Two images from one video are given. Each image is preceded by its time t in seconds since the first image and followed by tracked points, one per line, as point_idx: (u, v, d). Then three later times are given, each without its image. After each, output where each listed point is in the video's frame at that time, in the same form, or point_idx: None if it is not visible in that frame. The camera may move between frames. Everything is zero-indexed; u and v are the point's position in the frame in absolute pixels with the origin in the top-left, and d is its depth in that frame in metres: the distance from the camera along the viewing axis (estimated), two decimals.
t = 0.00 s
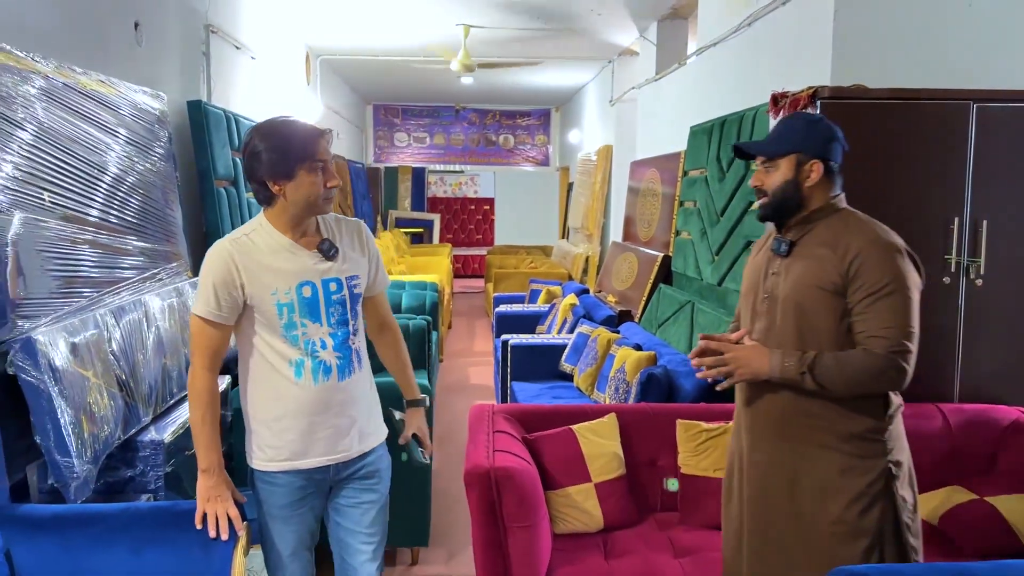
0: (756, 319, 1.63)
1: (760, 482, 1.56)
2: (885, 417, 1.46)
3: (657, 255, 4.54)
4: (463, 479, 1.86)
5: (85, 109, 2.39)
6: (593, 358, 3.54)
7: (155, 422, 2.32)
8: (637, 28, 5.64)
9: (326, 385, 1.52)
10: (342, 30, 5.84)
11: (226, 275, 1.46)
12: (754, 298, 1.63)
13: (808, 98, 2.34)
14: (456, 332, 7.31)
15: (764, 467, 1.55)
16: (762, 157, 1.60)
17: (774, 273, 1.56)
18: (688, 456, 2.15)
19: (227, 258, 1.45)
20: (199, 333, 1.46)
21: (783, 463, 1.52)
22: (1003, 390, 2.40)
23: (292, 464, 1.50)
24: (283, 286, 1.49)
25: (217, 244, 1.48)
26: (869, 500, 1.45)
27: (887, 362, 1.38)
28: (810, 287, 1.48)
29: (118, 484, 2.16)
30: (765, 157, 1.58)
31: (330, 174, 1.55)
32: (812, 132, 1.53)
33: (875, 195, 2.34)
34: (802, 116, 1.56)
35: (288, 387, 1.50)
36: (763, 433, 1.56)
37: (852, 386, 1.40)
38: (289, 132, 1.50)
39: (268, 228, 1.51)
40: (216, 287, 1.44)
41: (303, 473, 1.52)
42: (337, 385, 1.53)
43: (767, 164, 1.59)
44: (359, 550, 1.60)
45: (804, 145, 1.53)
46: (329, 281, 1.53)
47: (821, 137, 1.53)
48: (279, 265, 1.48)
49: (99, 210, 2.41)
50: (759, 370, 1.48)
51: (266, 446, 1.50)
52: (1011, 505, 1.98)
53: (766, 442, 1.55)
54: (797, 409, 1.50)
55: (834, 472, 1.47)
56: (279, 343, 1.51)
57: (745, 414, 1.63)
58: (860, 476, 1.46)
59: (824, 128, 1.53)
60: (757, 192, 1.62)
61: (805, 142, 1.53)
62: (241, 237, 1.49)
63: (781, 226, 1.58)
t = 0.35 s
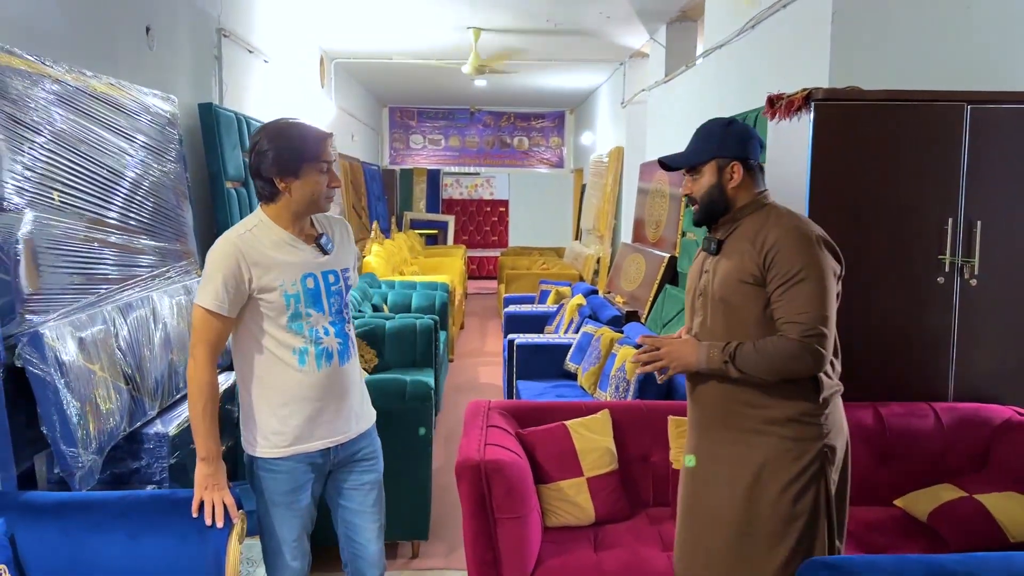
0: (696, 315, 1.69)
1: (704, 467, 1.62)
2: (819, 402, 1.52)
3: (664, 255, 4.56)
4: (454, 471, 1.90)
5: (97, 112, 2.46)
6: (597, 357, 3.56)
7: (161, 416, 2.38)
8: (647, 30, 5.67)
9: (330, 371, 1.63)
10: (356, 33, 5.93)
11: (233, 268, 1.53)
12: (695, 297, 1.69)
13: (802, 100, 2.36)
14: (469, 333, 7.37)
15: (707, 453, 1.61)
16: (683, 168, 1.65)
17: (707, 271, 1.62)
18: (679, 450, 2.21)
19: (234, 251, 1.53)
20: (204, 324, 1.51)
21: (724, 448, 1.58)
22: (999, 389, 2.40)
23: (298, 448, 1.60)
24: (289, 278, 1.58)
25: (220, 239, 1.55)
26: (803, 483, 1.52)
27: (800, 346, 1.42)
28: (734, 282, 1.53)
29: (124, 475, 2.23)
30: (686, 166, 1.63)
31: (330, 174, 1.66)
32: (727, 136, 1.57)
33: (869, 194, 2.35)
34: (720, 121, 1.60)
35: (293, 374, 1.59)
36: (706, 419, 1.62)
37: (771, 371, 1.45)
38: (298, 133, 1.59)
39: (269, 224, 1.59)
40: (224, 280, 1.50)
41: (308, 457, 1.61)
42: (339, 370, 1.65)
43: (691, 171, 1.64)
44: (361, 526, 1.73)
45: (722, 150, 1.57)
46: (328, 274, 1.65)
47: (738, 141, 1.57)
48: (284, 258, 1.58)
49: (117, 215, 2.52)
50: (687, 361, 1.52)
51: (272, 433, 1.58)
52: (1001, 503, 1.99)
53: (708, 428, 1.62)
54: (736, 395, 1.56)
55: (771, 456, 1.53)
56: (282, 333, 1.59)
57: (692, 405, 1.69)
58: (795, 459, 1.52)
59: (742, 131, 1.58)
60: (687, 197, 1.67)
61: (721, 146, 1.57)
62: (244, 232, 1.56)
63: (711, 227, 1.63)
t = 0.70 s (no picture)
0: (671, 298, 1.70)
1: (671, 445, 1.66)
2: (782, 384, 1.55)
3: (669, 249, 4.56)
4: (448, 455, 1.93)
5: (103, 106, 2.52)
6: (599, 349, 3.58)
7: (165, 403, 2.43)
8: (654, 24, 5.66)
9: (335, 352, 1.66)
10: (364, 29, 5.97)
11: (246, 248, 1.56)
12: (671, 279, 1.70)
13: (799, 91, 2.36)
14: (478, 328, 7.40)
15: (674, 431, 1.65)
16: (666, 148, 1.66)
17: (683, 254, 1.63)
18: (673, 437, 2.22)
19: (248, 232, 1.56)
20: (217, 302, 1.53)
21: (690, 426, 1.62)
22: (996, 379, 2.40)
23: (302, 428, 1.63)
24: (300, 260, 1.62)
25: (236, 221, 1.58)
26: (764, 463, 1.55)
27: (763, 327, 1.43)
28: (703, 264, 1.55)
29: (128, 461, 2.27)
30: (666, 148, 1.64)
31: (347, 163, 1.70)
32: (708, 123, 1.58)
33: (866, 183, 2.35)
34: (702, 106, 1.61)
35: (300, 354, 1.62)
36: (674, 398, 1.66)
37: (734, 351, 1.46)
38: (320, 122, 1.63)
39: (282, 207, 1.63)
40: (238, 259, 1.54)
41: (313, 437, 1.65)
42: (344, 351, 1.68)
43: (671, 156, 1.65)
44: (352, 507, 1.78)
45: (698, 135, 1.58)
46: (337, 258, 1.68)
47: (718, 128, 1.57)
48: (294, 241, 1.61)
49: (127, 209, 2.60)
50: (656, 342, 1.55)
51: (277, 412, 1.62)
52: (994, 491, 1.98)
53: (676, 406, 1.65)
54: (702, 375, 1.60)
55: (733, 435, 1.57)
56: (290, 314, 1.62)
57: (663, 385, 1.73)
58: (757, 439, 1.55)
59: (723, 118, 1.58)
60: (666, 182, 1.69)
61: (700, 131, 1.58)
62: (258, 215, 1.60)
63: (688, 211, 1.65)
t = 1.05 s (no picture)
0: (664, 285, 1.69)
1: (656, 435, 1.65)
2: (768, 379, 1.54)
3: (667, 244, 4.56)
4: (444, 449, 1.92)
5: (99, 101, 2.51)
6: (597, 344, 3.58)
7: (161, 398, 2.43)
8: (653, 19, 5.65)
9: (345, 346, 1.71)
10: (361, 24, 5.96)
11: (264, 242, 1.63)
12: (665, 266, 1.69)
13: (795, 84, 2.35)
14: (477, 323, 7.41)
15: (659, 420, 1.65)
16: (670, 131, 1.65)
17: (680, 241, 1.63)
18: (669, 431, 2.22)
19: (265, 227, 1.63)
20: (231, 295, 1.59)
21: (675, 417, 1.61)
22: (993, 372, 2.39)
23: (315, 417, 1.68)
24: (313, 256, 1.67)
25: (254, 214, 1.65)
26: (749, 456, 1.55)
27: (759, 319, 1.43)
28: (700, 253, 1.54)
29: (124, 455, 2.27)
30: (672, 131, 1.62)
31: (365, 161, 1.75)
32: (713, 111, 1.57)
33: (864, 176, 2.34)
34: (710, 95, 1.60)
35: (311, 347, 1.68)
36: (659, 388, 1.65)
37: (728, 340, 1.45)
38: (338, 120, 1.70)
39: (300, 204, 1.69)
40: (254, 253, 1.60)
41: (328, 427, 1.71)
42: (354, 347, 1.73)
43: (673, 141, 1.64)
44: (353, 495, 1.85)
45: (702, 123, 1.57)
46: (350, 257, 1.72)
47: (722, 118, 1.57)
48: (307, 238, 1.67)
49: (126, 204, 2.61)
50: (649, 317, 1.52)
51: (293, 402, 1.68)
52: (990, 484, 1.98)
53: (661, 396, 1.64)
54: (689, 365, 1.59)
55: (718, 427, 1.56)
56: (303, 308, 1.68)
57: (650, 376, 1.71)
58: (742, 432, 1.55)
59: (730, 108, 1.57)
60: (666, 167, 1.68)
61: (705, 119, 1.57)
62: (276, 210, 1.66)
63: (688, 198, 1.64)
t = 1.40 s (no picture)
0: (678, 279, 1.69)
1: (661, 431, 1.62)
2: (777, 381, 1.49)
3: (667, 240, 4.53)
4: (452, 449, 1.89)
5: (96, 96, 2.48)
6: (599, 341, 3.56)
7: (162, 397, 2.39)
8: (651, 14, 5.62)
9: (355, 348, 1.76)
10: (358, 20, 5.91)
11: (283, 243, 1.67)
12: (682, 257, 1.70)
13: (802, 78, 2.33)
14: (474, 321, 7.38)
15: (664, 416, 1.62)
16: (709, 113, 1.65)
17: (702, 233, 1.63)
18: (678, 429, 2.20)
19: (283, 227, 1.67)
20: (252, 297, 1.63)
21: (680, 414, 1.58)
22: (1000, 368, 2.38)
23: (325, 414, 1.75)
24: (328, 260, 1.71)
25: (271, 215, 1.70)
26: (754, 457, 1.50)
27: (773, 326, 1.42)
28: (722, 249, 1.54)
29: (125, 456, 2.25)
30: (712, 113, 1.63)
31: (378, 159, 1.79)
32: (758, 102, 1.56)
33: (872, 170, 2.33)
34: (757, 83, 1.60)
35: (323, 348, 1.74)
36: (666, 383, 1.62)
37: (739, 347, 1.44)
38: (347, 120, 1.74)
39: (317, 205, 1.73)
40: (271, 255, 1.64)
41: (338, 423, 1.77)
42: (364, 348, 1.78)
43: (711, 124, 1.64)
44: (364, 490, 1.91)
45: (745, 112, 1.57)
46: (363, 261, 1.76)
47: (765, 110, 1.56)
48: (323, 241, 1.71)
49: (123, 200, 2.57)
50: (655, 332, 1.51)
51: (305, 398, 1.74)
52: (1001, 480, 1.96)
53: (667, 391, 1.61)
54: (696, 362, 1.56)
55: (723, 426, 1.52)
56: (316, 311, 1.73)
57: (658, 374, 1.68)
58: (748, 432, 1.50)
59: (776, 101, 1.57)
60: (700, 150, 1.68)
61: (748, 109, 1.57)
62: (293, 210, 1.71)
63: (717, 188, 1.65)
